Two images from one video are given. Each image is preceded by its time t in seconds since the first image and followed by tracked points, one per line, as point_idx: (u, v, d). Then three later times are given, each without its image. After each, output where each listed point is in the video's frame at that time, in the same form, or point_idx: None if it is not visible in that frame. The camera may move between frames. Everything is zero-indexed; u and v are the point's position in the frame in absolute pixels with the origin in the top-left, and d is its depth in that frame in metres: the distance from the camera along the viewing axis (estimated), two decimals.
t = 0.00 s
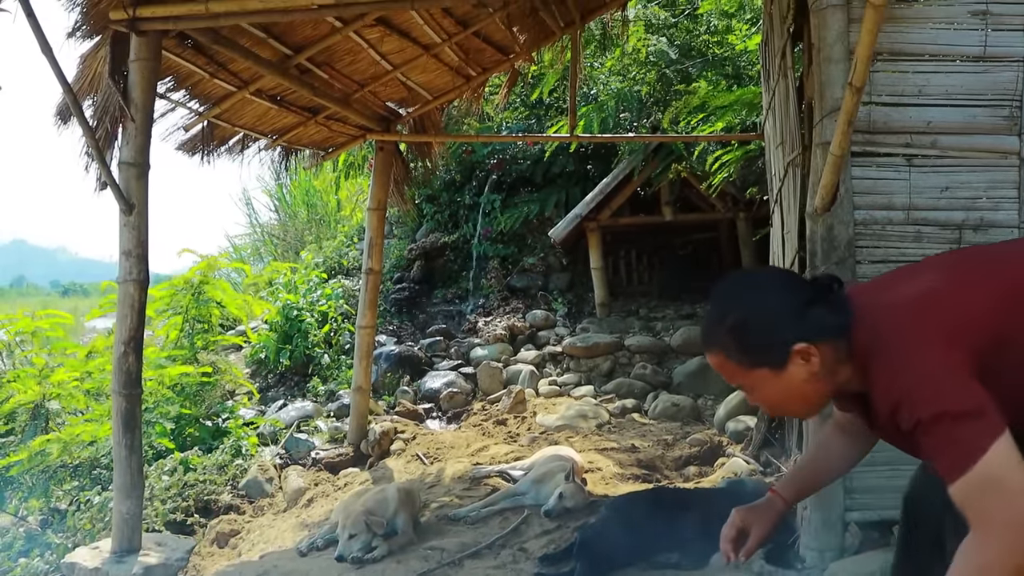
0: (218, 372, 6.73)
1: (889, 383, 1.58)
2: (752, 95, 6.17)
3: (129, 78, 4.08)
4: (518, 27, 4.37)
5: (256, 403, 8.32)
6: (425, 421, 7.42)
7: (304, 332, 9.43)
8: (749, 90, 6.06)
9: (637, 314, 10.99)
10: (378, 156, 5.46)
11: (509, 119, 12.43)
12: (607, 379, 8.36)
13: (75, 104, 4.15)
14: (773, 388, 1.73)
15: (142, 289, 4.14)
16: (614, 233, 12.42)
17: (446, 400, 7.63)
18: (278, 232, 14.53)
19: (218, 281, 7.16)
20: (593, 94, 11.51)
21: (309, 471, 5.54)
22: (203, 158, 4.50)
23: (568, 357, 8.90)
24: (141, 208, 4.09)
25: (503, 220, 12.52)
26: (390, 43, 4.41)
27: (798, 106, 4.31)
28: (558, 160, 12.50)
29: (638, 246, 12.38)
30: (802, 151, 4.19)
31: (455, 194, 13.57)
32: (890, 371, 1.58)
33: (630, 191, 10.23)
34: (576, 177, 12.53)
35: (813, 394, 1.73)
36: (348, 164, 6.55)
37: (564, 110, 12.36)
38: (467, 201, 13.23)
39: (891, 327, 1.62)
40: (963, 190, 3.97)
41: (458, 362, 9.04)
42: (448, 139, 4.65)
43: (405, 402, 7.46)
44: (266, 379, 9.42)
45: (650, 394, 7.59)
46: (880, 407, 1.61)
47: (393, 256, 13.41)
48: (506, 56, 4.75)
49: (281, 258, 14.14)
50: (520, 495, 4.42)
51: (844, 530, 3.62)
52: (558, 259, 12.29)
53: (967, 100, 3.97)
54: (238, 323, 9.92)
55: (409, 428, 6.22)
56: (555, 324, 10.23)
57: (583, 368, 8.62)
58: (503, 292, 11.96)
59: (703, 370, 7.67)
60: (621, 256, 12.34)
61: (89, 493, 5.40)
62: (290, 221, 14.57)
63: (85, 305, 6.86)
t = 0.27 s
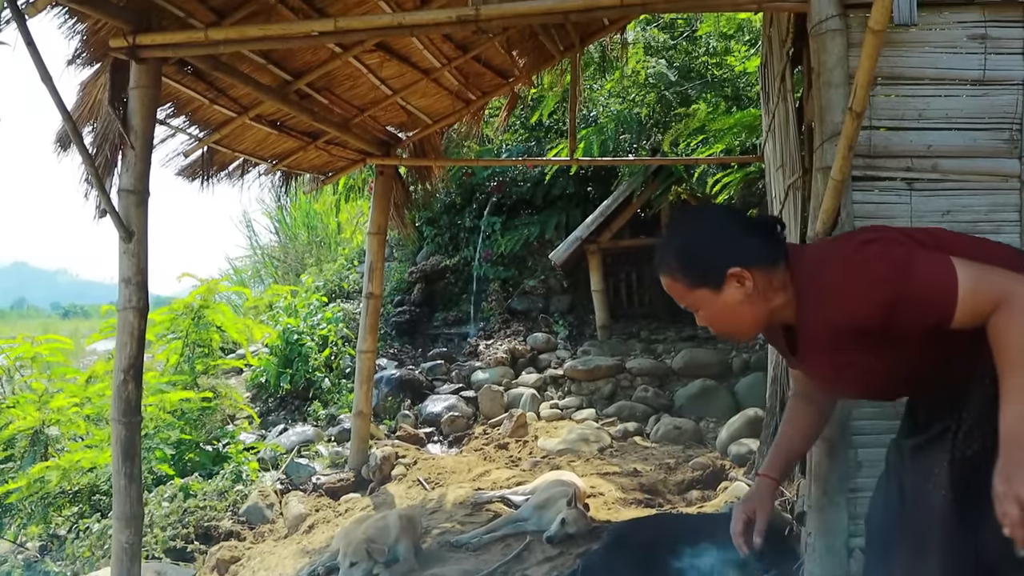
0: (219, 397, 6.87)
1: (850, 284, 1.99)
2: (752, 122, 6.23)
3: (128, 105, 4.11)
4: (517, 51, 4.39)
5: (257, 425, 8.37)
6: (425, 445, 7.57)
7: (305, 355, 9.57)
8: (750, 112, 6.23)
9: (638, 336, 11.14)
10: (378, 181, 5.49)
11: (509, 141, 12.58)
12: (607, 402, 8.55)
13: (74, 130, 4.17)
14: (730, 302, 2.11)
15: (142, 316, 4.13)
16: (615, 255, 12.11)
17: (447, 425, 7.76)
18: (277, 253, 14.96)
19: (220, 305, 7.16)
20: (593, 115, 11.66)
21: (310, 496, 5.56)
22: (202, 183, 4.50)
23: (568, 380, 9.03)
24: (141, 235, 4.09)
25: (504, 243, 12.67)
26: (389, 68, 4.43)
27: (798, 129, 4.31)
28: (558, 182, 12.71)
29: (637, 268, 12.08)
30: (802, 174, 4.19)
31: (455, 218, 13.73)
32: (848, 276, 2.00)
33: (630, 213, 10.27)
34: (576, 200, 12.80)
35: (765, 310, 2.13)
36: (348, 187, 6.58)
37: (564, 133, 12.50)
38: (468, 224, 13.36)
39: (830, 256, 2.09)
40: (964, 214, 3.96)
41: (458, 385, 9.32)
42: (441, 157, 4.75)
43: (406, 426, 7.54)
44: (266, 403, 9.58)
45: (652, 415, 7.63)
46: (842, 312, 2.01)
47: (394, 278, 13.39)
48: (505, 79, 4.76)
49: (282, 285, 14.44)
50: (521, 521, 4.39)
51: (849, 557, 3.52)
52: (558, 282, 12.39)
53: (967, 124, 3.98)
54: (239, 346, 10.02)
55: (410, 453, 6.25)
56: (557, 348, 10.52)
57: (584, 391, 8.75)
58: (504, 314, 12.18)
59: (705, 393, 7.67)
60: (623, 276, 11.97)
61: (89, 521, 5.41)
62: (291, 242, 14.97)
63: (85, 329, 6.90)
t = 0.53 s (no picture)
0: (220, 419, 6.89)
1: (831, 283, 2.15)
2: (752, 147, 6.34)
3: (129, 131, 4.14)
4: (517, 73, 4.39)
5: (256, 450, 8.40)
6: (426, 468, 7.61)
7: (306, 378, 9.57)
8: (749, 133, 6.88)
9: (640, 357, 11.24)
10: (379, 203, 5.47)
11: (511, 163, 12.72)
12: (610, 424, 8.57)
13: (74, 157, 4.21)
14: (714, 279, 2.30)
15: (143, 341, 4.13)
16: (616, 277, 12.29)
17: (448, 447, 7.96)
18: (279, 274, 14.96)
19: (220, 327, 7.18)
20: (594, 137, 11.83)
21: (311, 521, 5.58)
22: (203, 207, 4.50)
23: (571, 402, 9.06)
24: (141, 260, 4.10)
25: (504, 264, 12.78)
26: (390, 92, 4.44)
27: (799, 151, 4.33)
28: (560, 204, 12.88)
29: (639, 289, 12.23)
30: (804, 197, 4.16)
31: (457, 240, 13.79)
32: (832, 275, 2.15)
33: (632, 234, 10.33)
34: (577, 221, 12.86)
35: (749, 288, 2.32)
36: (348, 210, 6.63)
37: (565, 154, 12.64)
38: (469, 245, 13.52)
39: (827, 247, 2.22)
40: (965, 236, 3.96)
41: (460, 407, 9.40)
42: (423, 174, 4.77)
43: (408, 449, 7.60)
44: (267, 425, 9.70)
45: (654, 437, 7.66)
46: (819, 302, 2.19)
47: (395, 300, 13.52)
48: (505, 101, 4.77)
49: (284, 305, 14.60)
50: (524, 545, 4.37)
51: None
52: (559, 302, 12.65)
53: (969, 146, 3.97)
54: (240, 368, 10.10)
55: (412, 477, 6.28)
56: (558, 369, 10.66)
57: (586, 413, 8.76)
58: (505, 336, 12.45)
59: (708, 415, 7.63)
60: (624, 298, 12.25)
61: (89, 546, 5.40)
62: (292, 263, 15.05)
63: (87, 352, 6.96)
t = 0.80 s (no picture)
0: (220, 441, 6.79)
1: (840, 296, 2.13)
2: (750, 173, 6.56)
3: (130, 156, 4.16)
4: (518, 95, 4.40)
5: (258, 472, 8.49)
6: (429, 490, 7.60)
7: (307, 401, 9.88)
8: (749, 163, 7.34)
9: (642, 379, 11.37)
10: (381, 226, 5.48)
11: (511, 184, 12.92)
12: (613, 446, 8.55)
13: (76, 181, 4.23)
14: (722, 282, 2.28)
15: (143, 366, 4.13)
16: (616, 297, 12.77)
17: (451, 469, 7.91)
18: (281, 295, 15.24)
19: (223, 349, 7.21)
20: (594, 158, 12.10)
21: (313, 544, 5.64)
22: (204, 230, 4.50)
23: (573, 424, 9.03)
24: (142, 285, 4.11)
25: (506, 285, 13.45)
26: (390, 114, 4.45)
27: (800, 172, 4.34)
28: (560, 226, 13.65)
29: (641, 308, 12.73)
30: (805, 218, 4.22)
31: (457, 260, 14.41)
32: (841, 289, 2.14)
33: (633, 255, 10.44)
34: (579, 242, 13.66)
35: (757, 291, 2.31)
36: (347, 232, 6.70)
37: (565, 175, 12.87)
38: (469, 267, 14.14)
39: (838, 259, 2.22)
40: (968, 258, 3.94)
41: (461, 428, 9.38)
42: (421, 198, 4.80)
43: (409, 471, 7.68)
44: (269, 447, 9.88)
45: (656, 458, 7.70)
46: (828, 314, 2.17)
47: (397, 320, 14.04)
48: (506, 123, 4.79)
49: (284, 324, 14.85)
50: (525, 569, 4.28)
51: None
52: (560, 324, 13.10)
53: (972, 167, 3.98)
54: (242, 390, 10.26)
55: (413, 500, 6.36)
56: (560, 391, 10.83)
57: (589, 435, 8.73)
58: (506, 357, 12.86)
59: (709, 435, 7.65)
60: (625, 319, 12.69)
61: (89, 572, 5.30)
62: (293, 284, 15.39)
63: (89, 374, 7.01)
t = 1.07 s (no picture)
0: (223, 465, 6.90)
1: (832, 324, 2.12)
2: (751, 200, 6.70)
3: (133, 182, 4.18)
4: (521, 119, 4.40)
5: (260, 496, 8.57)
6: (432, 514, 7.65)
7: (310, 423, 10.07)
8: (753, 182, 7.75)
9: (646, 401, 11.43)
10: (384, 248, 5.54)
11: (514, 206, 13.04)
12: (616, 469, 8.54)
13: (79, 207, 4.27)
14: (718, 305, 2.27)
15: (146, 392, 4.12)
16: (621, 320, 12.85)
17: (453, 492, 7.93)
18: (283, 316, 15.64)
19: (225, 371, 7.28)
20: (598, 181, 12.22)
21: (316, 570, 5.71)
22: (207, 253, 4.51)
23: (577, 447, 9.01)
24: (145, 310, 4.11)
25: (510, 307, 13.48)
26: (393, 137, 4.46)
27: (803, 196, 4.35)
28: (563, 248, 13.68)
29: (644, 330, 12.75)
30: (809, 242, 4.23)
31: (460, 282, 14.60)
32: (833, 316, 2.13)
33: (637, 276, 10.48)
34: (582, 264, 13.67)
35: (751, 316, 2.30)
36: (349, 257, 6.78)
37: (569, 197, 12.97)
38: (473, 289, 14.32)
39: (832, 284, 2.21)
40: (974, 282, 3.92)
41: (465, 452, 9.42)
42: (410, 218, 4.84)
43: (413, 495, 7.72)
44: (272, 470, 10.02)
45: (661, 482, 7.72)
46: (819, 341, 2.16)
47: (399, 343, 14.23)
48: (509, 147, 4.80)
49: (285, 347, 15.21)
50: None
51: None
52: (565, 346, 13.18)
53: (976, 192, 3.97)
54: (246, 413, 10.40)
55: (416, 524, 6.39)
56: (563, 413, 10.85)
57: (592, 458, 8.73)
58: (510, 379, 12.86)
59: (713, 458, 7.67)
60: (629, 340, 12.71)
61: None
62: (296, 305, 15.64)
63: (92, 398, 7.06)
